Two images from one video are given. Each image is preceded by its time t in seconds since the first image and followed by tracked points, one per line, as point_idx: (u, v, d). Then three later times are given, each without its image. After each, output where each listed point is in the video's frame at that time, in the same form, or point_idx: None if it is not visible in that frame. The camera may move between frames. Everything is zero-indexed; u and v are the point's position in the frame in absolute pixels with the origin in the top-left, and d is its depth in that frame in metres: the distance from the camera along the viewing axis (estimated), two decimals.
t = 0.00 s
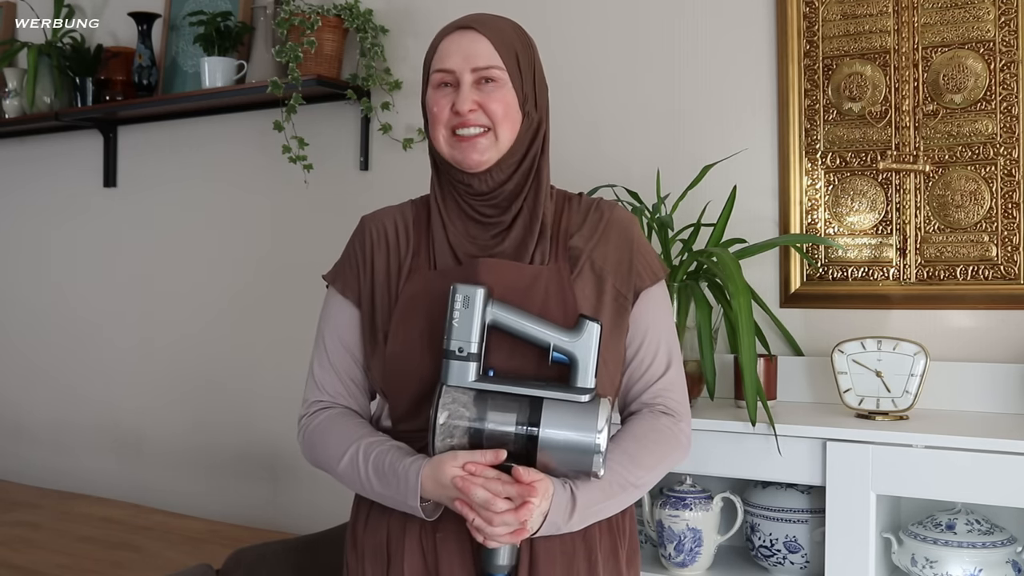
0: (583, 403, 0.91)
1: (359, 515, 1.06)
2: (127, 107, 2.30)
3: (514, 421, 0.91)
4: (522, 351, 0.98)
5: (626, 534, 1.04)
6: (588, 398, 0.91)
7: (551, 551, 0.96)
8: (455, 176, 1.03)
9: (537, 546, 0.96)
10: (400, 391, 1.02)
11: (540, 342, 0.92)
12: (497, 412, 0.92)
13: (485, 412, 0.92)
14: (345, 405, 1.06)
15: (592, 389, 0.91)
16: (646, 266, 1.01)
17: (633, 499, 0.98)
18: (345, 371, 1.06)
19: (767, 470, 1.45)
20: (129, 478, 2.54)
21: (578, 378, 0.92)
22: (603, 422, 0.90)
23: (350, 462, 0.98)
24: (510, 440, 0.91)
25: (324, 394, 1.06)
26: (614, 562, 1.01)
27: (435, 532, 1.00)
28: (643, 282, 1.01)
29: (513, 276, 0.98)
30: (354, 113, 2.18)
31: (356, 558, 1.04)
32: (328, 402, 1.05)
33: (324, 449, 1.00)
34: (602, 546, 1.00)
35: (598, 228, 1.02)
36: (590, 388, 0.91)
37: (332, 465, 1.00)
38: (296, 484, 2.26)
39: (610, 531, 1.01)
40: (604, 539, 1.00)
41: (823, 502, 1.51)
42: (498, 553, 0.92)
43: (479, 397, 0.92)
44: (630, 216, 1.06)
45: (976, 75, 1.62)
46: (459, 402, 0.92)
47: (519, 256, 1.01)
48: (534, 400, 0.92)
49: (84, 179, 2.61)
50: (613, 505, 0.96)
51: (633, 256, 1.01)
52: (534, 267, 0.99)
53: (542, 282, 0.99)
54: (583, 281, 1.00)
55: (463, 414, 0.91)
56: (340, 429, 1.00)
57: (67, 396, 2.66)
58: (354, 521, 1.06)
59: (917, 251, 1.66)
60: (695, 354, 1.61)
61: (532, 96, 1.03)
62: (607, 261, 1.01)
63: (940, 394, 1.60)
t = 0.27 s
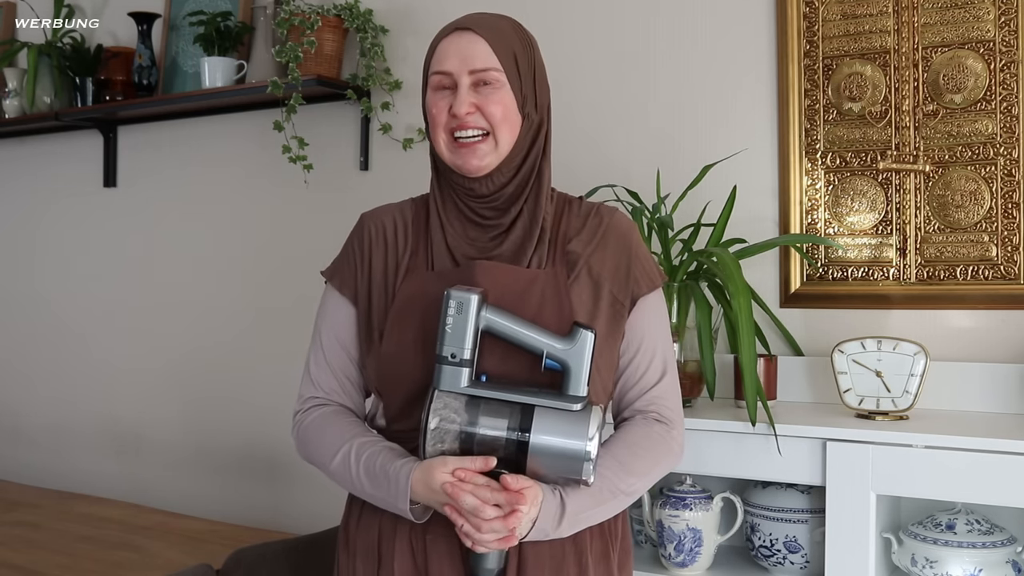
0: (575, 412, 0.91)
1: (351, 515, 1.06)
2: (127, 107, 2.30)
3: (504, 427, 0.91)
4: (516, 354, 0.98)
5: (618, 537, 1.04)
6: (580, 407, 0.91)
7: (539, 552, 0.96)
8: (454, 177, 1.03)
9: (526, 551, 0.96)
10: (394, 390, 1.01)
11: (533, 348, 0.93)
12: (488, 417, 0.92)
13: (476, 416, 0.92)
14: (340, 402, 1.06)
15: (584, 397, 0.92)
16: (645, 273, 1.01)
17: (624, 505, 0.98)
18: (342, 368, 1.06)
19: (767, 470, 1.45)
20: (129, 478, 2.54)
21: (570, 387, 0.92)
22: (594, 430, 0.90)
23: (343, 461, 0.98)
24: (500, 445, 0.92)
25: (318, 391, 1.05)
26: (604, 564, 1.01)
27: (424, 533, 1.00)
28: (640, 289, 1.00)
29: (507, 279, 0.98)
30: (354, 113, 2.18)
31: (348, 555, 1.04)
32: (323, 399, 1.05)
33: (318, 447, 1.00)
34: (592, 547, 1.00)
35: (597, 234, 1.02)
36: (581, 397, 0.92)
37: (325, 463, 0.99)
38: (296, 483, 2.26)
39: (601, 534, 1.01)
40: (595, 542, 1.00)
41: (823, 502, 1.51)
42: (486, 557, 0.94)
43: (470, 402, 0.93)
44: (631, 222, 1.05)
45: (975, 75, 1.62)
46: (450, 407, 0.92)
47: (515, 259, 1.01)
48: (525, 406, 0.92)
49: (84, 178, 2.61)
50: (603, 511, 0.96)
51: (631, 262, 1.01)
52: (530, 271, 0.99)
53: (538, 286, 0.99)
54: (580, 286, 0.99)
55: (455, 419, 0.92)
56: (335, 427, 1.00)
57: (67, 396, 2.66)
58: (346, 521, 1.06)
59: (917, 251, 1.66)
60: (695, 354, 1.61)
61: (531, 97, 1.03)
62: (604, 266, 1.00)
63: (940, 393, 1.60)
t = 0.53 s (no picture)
0: (564, 414, 0.90)
1: (345, 514, 1.06)
2: (127, 107, 2.30)
3: (494, 430, 0.89)
4: (505, 357, 0.96)
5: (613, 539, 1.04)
6: (570, 409, 0.90)
7: (529, 557, 0.96)
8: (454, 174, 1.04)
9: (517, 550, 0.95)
10: (388, 385, 1.01)
11: (520, 352, 0.92)
12: (477, 421, 0.90)
13: (465, 421, 0.90)
14: (335, 397, 1.07)
15: (572, 398, 0.91)
16: (645, 276, 1.00)
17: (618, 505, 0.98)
18: (336, 363, 1.07)
19: (767, 470, 1.45)
20: (129, 478, 2.54)
21: (558, 388, 0.92)
22: (584, 431, 0.89)
23: (331, 457, 0.98)
24: (489, 450, 0.89)
25: (314, 383, 1.07)
26: (598, 565, 1.01)
27: (414, 535, 0.99)
28: (639, 291, 1.00)
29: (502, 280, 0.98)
30: (354, 113, 2.18)
31: (341, 553, 1.04)
32: (318, 392, 1.07)
33: (309, 441, 1.01)
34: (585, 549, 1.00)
35: (596, 237, 1.02)
36: (570, 399, 0.91)
37: (315, 459, 1.00)
38: (296, 483, 2.26)
39: (594, 535, 1.01)
40: (588, 543, 1.00)
41: (823, 502, 1.51)
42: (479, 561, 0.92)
43: (459, 407, 0.90)
44: (634, 224, 1.04)
45: (975, 75, 1.62)
46: (438, 413, 0.90)
47: (513, 257, 1.00)
48: (515, 410, 0.90)
49: (84, 178, 2.61)
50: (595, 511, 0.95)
51: (629, 264, 1.00)
52: (527, 271, 0.99)
53: (534, 286, 0.98)
54: (576, 287, 0.99)
55: (444, 424, 0.89)
56: (326, 423, 1.01)
57: (67, 396, 2.66)
58: (340, 519, 1.06)
59: (917, 251, 1.66)
60: (695, 354, 1.61)
61: (532, 94, 1.03)
62: (602, 268, 1.00)
63: (940, 394, 1.60)
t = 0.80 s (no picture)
0: (521, 416, 0.87)
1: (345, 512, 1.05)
2: (127, 107, 2.30)
3: (455, 443, 0.86)
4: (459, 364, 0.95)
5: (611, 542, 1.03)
6: (526, 411, 0.87)
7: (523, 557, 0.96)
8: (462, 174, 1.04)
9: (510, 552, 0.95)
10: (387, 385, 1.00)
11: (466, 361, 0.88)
12: (437, 436, 0.86)
13: (426, 437, 0.86)
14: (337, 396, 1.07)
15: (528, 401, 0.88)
16: (647, 277, 0.99)
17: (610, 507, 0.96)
18: (338, 363, 1.07)
19: (767, 470, 1.45)
20: (128, 478, 2.54)
21: (513, 392, 0.88)
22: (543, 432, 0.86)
23: (326, 459, 0.99)
24: (455, 464, 0.86)
25: (317, 383, 1.07)
26: (594, 566, 1.00)
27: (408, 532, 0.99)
28: (640, 290, 0.99)
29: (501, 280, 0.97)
30: (354, 114, 2.18)
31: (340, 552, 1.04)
32: (320, 392, 1.07)
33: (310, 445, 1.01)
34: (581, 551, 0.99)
35: (600, 237, 1.01)
36: (525, 400, 0.88)
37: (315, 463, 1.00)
38: (296, 483, 2.26)
39: (591, 538, 1.00)
40: (584, 545, 0.99)
41: (823, 502, 1.51)
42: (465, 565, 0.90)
43: (418, 426, 0.87)
44: (637, 224, 1.04)
45: (976, 75, 1.62)
46: (398, 435, 0.86)
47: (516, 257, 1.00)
48: (471, 420, 0.87)
49: (84, 178, 2.61)
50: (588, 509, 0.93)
51: (631, 264, 1.00)
52: (528, 272, 0.98)
53: (535, 287, 0.98)
54: (577, 288, 0.98)
55: (405, 446, 0.86)
56: (327, 425, 1.02)
57: (66, 396, 2.66)
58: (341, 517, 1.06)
59: (917, 251, 1.66)
60: (695, 353, 1.62)
61: (541, 92, 1.04)
62: (606, 268, 1.00)
63: (939, 394, 1.60)
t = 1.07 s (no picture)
0: (514, 416, 0.86)
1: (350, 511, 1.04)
2: (127, 107, 2.30)
3: (449, 445, 0.87)
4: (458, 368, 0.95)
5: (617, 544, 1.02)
6: (519, 411, 0.86)
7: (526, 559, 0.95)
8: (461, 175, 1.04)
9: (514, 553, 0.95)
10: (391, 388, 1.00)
11: (461, 362, 0.90)
12: (434, 437, 0.87)
13: (422, 439, 0.87)
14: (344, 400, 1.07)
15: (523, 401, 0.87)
16: (650, 276, 0.99)
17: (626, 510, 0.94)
18: (344, 369, 1.07)
19: (767, 470, 1.45)
20: (129, 478, 2.54)
21: (508, 393, 0.88)
22: (535, 436, 0.85)
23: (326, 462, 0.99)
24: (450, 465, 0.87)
25: (322, 389, 1.07)
26: (599, 569, 0.99)
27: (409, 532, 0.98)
28: (644, 290, 0.98)
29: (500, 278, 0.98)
30: (354, 114, 2.18)
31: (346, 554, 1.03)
32: (326, 396, 1.07)
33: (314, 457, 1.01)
34: (585, 552, 0.98)
35: (601, 236, 1.00)
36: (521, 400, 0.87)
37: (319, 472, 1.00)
38: (296, 483, 2.26)
39: (595, 541, 0.99)
40: (588, 549, 0.98)
41: (823, 502, 1.51)
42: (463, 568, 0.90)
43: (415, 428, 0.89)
44: (640, 222, 1.03)
45: (975, 75, 1.62)
46: (393, 436, 0.88)
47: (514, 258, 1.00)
48: (465, 420, 0.87)
49: (84, 179, 2.61)
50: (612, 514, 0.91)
51: (633, 263, 0.99)
52: (527, 273, 0.98)
53: (533, 288, 0.98)
54: (578, 289, 0.98)
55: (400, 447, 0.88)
56: (333, 431, 1.01)
57: (66, 396, 2.66)
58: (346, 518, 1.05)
59: (917, 251, 1.66)
60: (696, 353, 1.62)
61: (540, 90, 1.04)
62: (606, 267, 0.99)
63: (939, 394, 1.60)
